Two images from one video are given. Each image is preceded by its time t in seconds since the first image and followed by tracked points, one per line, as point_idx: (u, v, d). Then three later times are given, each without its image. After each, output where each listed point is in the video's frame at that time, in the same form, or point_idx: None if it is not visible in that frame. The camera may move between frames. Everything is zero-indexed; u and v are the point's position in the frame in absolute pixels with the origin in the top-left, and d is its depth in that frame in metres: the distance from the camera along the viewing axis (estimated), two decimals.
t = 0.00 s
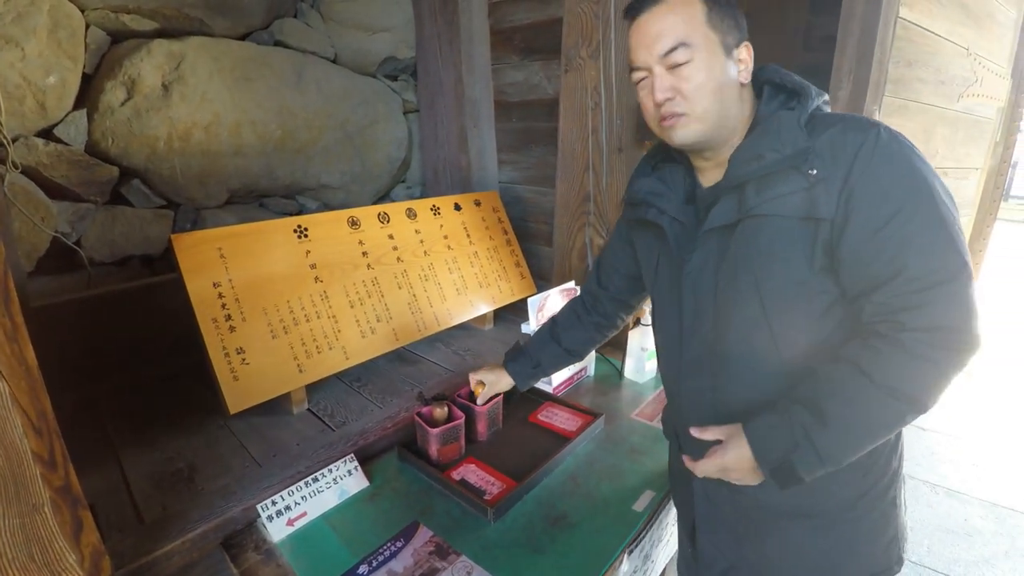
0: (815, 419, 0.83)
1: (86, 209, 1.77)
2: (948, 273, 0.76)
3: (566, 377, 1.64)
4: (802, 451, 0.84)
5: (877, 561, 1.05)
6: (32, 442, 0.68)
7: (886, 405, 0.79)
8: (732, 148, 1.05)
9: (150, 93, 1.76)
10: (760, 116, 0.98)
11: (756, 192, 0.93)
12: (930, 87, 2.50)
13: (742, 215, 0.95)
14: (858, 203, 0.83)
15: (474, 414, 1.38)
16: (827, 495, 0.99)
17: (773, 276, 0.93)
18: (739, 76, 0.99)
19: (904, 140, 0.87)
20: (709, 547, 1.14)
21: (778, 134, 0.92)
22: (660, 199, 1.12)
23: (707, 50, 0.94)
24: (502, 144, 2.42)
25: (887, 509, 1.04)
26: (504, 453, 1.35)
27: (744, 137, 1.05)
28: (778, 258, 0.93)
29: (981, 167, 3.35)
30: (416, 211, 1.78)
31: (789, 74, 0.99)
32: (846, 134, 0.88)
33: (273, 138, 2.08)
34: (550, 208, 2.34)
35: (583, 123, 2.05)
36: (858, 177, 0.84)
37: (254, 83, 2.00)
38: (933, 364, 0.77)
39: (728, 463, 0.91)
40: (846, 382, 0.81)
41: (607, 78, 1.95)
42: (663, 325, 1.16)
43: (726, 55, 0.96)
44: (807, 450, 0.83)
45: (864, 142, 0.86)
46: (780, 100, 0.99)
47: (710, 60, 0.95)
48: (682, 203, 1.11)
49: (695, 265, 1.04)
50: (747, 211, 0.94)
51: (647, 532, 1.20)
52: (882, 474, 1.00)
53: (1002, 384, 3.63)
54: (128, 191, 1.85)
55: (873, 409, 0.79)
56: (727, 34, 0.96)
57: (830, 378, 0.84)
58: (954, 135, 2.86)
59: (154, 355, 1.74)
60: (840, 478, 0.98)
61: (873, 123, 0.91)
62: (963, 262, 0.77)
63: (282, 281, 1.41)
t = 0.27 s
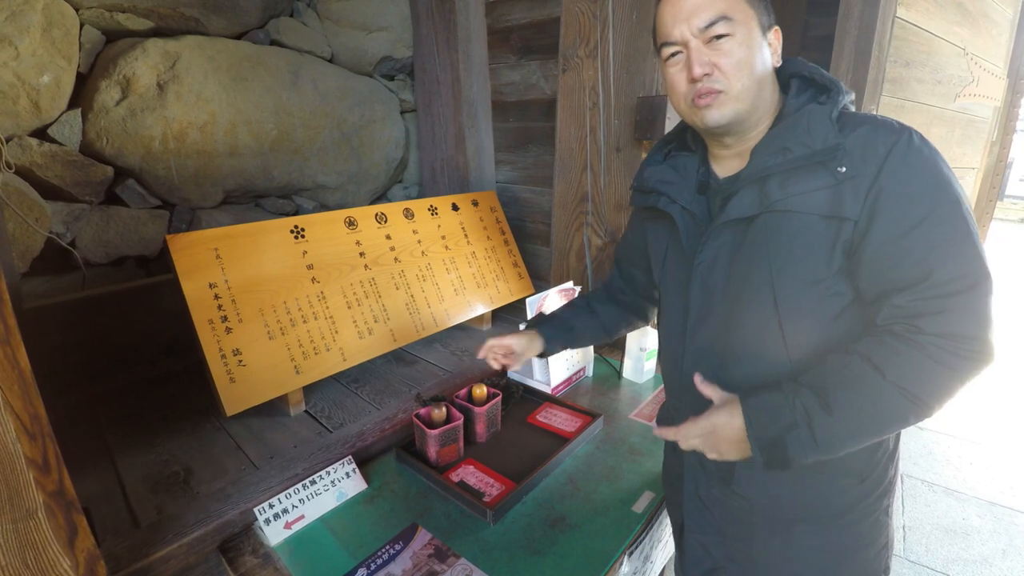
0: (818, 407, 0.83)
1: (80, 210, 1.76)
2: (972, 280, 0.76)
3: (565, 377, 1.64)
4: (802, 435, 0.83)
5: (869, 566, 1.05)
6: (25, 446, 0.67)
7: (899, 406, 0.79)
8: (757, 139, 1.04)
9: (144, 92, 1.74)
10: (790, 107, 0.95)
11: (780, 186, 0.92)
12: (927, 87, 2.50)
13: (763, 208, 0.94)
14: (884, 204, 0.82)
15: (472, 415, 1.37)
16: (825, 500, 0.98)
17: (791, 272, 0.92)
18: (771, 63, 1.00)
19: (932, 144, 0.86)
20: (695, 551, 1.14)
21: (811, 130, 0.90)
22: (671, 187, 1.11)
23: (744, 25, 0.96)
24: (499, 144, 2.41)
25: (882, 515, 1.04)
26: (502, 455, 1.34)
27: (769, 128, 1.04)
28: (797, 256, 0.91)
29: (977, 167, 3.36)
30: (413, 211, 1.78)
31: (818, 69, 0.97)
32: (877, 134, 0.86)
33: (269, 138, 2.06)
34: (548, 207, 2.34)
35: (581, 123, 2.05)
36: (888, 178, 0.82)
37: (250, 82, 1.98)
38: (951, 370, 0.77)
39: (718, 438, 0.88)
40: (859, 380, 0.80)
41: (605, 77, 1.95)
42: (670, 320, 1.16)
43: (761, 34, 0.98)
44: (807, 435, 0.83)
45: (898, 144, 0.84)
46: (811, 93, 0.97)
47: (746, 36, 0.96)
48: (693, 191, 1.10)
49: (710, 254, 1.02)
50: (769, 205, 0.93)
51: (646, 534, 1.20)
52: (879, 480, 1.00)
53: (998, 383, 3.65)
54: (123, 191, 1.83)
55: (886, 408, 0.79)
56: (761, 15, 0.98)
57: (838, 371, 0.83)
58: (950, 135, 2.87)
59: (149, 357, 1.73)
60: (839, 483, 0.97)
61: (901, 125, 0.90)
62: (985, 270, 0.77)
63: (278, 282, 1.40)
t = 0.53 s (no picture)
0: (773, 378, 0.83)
1: (76, 211, 1.75)
2: (965, 293, 0.76)
3: (563, 378, 1.64)
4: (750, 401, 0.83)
5: None
6: (20, 449, 0.67)
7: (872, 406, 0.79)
8: (774, 134, 1.02)
9: (140, 93, 1.73)
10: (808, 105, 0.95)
11: (786, 187, 0.92)
12: (922, 87, 2.51)
13: (767, 207, 0.94)
14: (887, 210, 0.82)
15: (470, 416, 1.37)
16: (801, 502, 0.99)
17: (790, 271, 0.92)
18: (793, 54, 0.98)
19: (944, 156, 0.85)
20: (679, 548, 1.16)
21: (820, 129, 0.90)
22: (685, 180, 1.13)
23: (765, 18, 0.94)
24: (496, 144, 2.41)
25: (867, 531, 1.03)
26: (500, 455, 1.34)
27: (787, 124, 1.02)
28: (796, 256, 0.92)
29: (972, 166, 3.38)
30: (410, 212, 1.77)
31: (841, 70, 0.96)
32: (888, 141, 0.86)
33: (265, 138, 2.06)
34: (545, 208, 2.34)
35: (578, 123, 2.05)
36: (893, 184, 0.82)
37: (246, 82, 1.98)
38: (928, 378, 0.77)
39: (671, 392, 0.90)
40: (834, 375, 0.81)
41: (602, 77, 1.95)
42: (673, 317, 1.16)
43: (783, 27, 0.96)
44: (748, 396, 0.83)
45: (910, 153, 0.83)
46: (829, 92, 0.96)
47: (767, 30, 0.94)
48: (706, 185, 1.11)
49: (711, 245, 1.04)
50: (773, 203, 0.93)
51: (644, 534, 1.20)
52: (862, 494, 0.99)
53: (994, 383, 3.66)
54: (119, 191, 1.82)
55: (862, 409, 0.79)
56: (783, 7, 0.96)
57: (805, 355, 0.83)
58: (946, 135, 2.88)
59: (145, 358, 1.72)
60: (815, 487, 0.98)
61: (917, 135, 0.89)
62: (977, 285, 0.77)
63: (275, 283, 1.40)
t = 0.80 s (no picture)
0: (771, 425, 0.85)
1: (72, 212, 1.75)
2: (957, 310, 0.73)
3: (559, 378, 1.64)
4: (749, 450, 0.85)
5: None
6: (17, 451, 0.67)
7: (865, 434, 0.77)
8: (765, 137, 1.03)
9: (136, 94, 1.73)
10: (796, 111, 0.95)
11: (768, 197, 0.93)
12: (917, 87, 2.53)
13: (747, 215, 0.97)
14: (871, 222, 0.81)
15: (467, 416, 1.38)
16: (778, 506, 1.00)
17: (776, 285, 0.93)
18: (783, 61, 0.97)
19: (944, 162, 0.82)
20: (664, 541, 1.19)
21: (796, 141, 0.90)
22: (682, 184, 1.16)
23: (751, 32, 0.93)
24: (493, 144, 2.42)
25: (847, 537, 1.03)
26: (497, 455, 1.35)
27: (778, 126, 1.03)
28: (778, 268, 0.92)
29: (966, 166, 3.40)
30: (407, 213, 1.78)
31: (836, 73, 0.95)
32: (874, 151, 0.85)
33: (262, 139, 2.06)
34: (542, 208, 2.34)
35: (574, 123, 2.05)
36: (874, 197, 0.81)
37: (242, 83, 1.98)
38: (924, 400, 0.74)
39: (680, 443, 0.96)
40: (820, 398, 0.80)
41: (598, 78, 1.95)
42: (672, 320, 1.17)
43: (771, 39, 0.95)
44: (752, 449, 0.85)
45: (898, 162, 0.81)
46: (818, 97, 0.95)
47: (753, 45, 0.93)
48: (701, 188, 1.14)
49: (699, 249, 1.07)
50: (756, 213, 0.95)
51: (640, 533, 1.21)
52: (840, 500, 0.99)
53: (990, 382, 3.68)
54: (115, 192, 1.82)
55: (849, 437, 0.78)
56: (772, 16, 0.94)
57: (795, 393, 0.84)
58: (940, 135, 2.89)
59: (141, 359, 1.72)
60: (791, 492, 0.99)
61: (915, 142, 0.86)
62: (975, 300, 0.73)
63: (272, 284, 1.40)
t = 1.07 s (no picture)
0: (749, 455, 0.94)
1: (68, 214, 1.75)
2: (908, 326, 0.78)
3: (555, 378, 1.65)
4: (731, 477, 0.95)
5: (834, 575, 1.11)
6: (17, 452, 0.67)
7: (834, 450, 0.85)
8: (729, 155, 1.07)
9: (132, 95, 1.74)
10: (753, 129, 0.98)
11: (733, 220, 0.98)
12: (910, 89, 2.55)
13: (714, 238, 1.02)
14: (823, 244, 0.85)
15: (463, 416, 1.39)
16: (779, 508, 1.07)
17: (751, 305, 0.97)
18: (710, 100, 0.99)
19: (895, 171, 0.84)
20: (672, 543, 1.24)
21: (750, 168, 0.94)
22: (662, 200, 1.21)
23: (661, 93, 0.98)
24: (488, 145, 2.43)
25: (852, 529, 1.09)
26: (493, 455, 1.36)
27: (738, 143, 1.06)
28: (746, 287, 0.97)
29: (960, 166, 3.42)
30: (403, 214, 1.78)
31: (790, 87, 0.97)
32: (826, 169, 0.87)
33: (258, 141, 2.06)
34: (537, 209, 2.35)
35: (569, 124, 2.06)
36: (824, 220, 0.85)
37: (238, 84, 1.99)
38: (885, 420, 0.81)
39: (675, 473, 1.06)
40: (793, 423, 0.88)
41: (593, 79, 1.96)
42: (665, 325, 1.19)
43: (686, 90, 0.98)
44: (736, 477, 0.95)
45: (847, 180, 0.84)
46: (772, 112, 0.98)
47: (667, 103, 0.99)
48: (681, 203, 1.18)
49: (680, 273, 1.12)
50: (723, 236, 1.00)
51: (635, 532, 1.22)
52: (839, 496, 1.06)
53: (983, 380, 3.70)
54: (111, 194, 1.83)
55: (820, 457, 0.86)
56: (682, 69, 0.97)
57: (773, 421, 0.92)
58: (933, 136, 2.91)
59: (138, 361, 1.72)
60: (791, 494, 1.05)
61: (868, 149, 0.88)
62: (928, 314, 0.77)
63: (268, 285, 1.41)
